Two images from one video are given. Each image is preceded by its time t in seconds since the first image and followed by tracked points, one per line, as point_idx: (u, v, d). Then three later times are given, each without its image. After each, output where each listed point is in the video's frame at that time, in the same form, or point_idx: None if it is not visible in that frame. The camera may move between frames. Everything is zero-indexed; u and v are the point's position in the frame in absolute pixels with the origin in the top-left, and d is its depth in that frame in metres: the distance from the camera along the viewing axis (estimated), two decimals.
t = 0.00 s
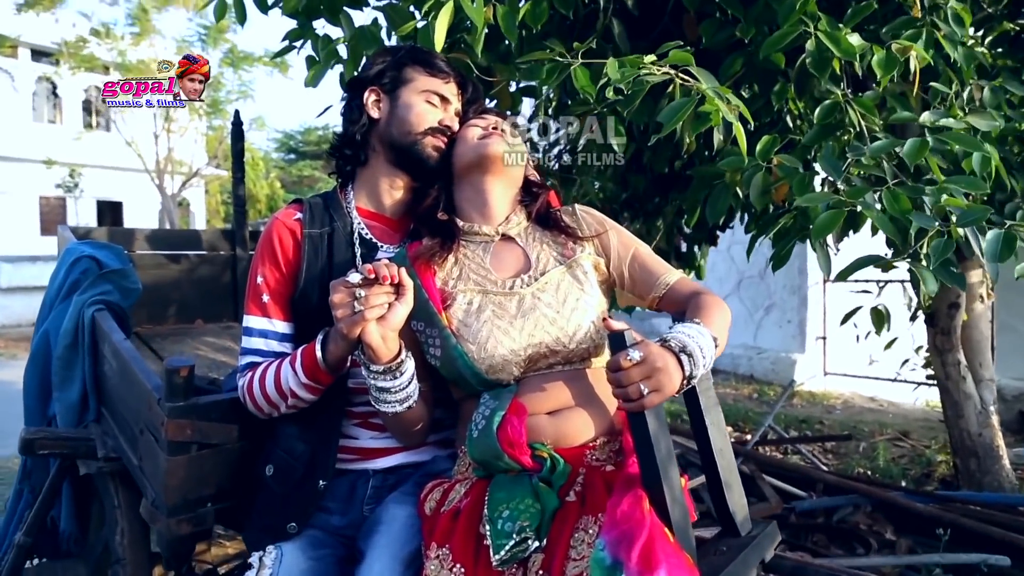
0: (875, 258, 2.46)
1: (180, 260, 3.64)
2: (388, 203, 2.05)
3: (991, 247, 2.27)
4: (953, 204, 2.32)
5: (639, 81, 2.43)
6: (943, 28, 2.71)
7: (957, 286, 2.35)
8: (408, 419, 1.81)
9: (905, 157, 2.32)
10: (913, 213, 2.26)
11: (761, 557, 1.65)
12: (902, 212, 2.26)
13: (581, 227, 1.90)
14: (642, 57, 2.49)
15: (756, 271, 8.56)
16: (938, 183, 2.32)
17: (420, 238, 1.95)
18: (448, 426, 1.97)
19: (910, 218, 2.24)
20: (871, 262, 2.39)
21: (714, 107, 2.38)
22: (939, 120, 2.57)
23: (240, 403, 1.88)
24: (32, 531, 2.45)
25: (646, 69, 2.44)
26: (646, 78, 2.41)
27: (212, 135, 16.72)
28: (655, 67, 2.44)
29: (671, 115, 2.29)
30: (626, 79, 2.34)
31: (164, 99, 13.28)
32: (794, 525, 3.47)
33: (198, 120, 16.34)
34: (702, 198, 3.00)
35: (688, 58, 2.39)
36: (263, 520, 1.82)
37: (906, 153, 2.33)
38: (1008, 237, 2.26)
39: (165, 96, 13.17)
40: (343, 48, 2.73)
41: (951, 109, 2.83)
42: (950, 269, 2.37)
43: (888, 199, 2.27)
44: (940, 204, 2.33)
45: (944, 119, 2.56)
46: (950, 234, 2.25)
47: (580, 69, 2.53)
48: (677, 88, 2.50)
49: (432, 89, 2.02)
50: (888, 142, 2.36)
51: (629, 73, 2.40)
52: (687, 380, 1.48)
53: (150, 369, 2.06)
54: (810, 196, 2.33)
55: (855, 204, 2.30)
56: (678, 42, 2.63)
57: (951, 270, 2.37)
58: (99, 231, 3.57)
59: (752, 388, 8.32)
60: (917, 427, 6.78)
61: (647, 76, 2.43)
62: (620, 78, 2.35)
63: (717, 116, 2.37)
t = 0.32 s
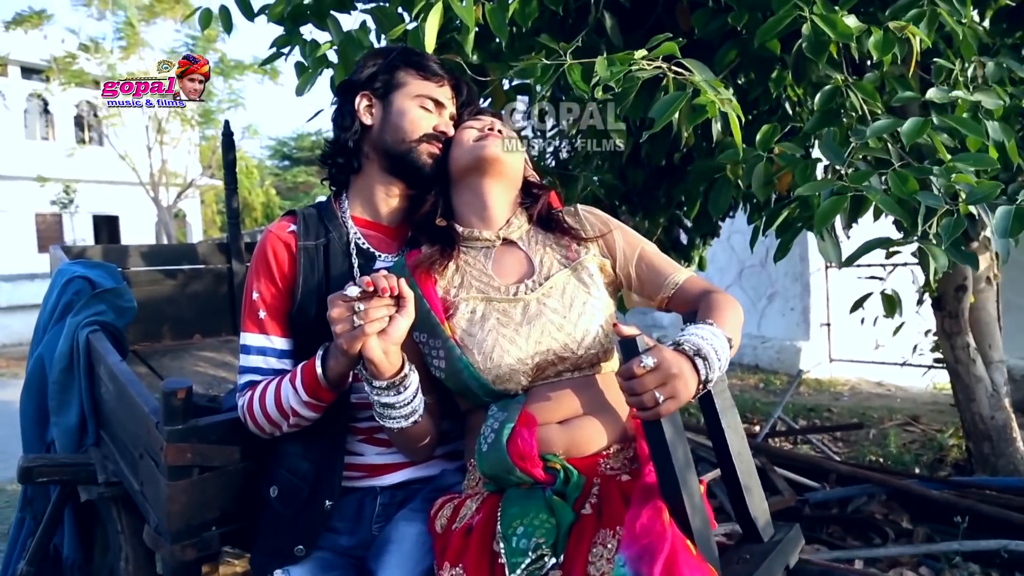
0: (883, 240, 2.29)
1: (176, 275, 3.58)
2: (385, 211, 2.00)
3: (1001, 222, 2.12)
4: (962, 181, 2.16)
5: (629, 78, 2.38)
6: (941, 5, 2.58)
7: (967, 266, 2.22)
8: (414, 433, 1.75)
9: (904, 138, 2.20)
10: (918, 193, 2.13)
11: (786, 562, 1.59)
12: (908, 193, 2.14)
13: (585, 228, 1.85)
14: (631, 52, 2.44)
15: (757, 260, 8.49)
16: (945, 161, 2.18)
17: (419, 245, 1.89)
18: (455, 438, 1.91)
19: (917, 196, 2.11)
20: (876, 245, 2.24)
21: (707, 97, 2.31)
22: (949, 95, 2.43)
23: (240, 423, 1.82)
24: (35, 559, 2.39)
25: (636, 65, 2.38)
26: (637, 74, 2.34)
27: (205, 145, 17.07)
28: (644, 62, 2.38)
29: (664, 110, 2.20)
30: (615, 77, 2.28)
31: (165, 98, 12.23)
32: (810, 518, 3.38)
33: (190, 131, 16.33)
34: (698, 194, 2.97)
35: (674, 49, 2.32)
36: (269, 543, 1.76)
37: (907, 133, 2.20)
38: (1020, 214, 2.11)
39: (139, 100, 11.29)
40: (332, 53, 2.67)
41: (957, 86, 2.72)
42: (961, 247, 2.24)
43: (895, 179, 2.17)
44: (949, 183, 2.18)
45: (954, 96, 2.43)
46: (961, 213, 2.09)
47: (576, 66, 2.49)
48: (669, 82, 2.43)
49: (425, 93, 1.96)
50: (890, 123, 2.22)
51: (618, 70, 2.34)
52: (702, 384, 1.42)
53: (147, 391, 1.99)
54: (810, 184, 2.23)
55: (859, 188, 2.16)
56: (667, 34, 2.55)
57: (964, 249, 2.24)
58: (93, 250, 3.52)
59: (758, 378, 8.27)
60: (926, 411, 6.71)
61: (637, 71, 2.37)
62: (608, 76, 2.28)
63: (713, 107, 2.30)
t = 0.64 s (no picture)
0: (890, 222, 2.21)
1: (172, 290, 3.52)
2: (382, 220, 1.94)
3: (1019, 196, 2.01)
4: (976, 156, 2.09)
5: (619, 71, 2.29)
6: None
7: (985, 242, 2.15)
8: (422, 448, 1.70)
9: (917, 119, 2.15)
10: (932, 172, 2.02)
11: (812, 566, 1.54)
12: (921, 174, 2.01)
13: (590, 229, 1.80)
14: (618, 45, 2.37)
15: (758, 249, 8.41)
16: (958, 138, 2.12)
17: (419, 254, 1.84)
18: (464, 450, 1.86)
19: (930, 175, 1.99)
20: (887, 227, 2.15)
21: (700, 86, 2.22)
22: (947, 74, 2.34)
23: (243, 444, 1.76)
24: None
25: (626, 58, 2.31)
26: (627, 67, 2.27)
27: (199, 155, 16.83)
28: (635, 56, 2.32)
29: (656, 99, 2.12)
30: (602, 71, 2.21)
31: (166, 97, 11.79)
32: (824, 509, 3.32)
33: (184, 142, 16.30)
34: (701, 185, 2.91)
35: (659, 40, 2.25)
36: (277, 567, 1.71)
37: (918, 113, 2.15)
38: None
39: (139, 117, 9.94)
40: (322, 60, 2.60)
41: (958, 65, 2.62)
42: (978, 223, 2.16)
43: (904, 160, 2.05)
44: (960, 159, 2.11)
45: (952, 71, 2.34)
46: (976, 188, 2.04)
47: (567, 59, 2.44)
48: (660, 74, 2.36)
49: (420, 97, 1.91)
50: (897, 104, 2.15)
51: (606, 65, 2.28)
52: (719, 389, 1.37)
53: (146, 414, 1.93)
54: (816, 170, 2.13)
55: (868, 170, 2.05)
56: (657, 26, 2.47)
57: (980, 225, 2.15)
58: (87, 268, 3.46)
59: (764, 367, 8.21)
60: (935, 394, 6.64)
61: (627, 65, 2.30)
62: (593, 72, 2.21)
63: (706, 96, 2.20)
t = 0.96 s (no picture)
0: (907, 203, 2.06)
1: (169, 306, 3.46)
2: (380, 227, 1.90)
3: None
4: (994, 131, 1.97)
5: (608, 60, 2.22)
6: None
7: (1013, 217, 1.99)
8: (432, 460, 1.65)
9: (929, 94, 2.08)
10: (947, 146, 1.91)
11: (839, 565, 1.49)
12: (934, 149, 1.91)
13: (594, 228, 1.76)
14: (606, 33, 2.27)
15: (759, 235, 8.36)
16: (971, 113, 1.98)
17: (420, 261, 1.79)
18: (475, 459, 1.81)
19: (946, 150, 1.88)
20: (905, 208, 2.03)
21: (691, 73, 2.12)
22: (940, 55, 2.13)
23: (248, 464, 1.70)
24: None
25: (614, 47, 2.22)
26: (615, 57, 2.17)
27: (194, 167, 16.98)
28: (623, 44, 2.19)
29: (642, 87, 1.95)
30: (588, 61, 2.12)
31: (167, 98, 11.22)
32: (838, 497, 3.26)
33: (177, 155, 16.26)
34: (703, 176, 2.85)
35: (650, 27, 2.11)
36: None
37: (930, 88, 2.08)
38: None
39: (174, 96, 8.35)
40: (312, 66, 2.55)
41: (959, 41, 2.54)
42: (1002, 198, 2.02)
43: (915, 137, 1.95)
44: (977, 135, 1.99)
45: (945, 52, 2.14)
46: (993, 162, 1.91)
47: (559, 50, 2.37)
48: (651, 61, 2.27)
49: (413, 101, 1.86)
50: (905, 81, 2.10)
51: (594, 55, 2.19)
52: (738, 388, 1.32)
53: (147, 437, 1.87)
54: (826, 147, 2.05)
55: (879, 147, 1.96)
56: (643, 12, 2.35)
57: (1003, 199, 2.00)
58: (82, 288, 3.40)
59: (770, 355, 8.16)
60: (943, 375, 6.58)
61: (615, 53, 2.20)
62: (582, 62, 2.13)
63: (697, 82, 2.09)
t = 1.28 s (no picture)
0: (925, 167, 1.90)
1: (167, 318, 3.41)
2: (377, 230, 1.85)
3: None
4: (1011, 90, 1.90)
5: (597, 39, 2.12)
6: None
7: None
8: (446, 465, 1.61)
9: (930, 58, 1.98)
10: (962, 106, 1.81)
11: (870, 549, 1.45)
12: (945, 110, 1.81)
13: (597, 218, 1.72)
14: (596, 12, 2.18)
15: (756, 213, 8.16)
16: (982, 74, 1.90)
17: (421, 261, 1.75)
18: (489, 460, 1.77)
19: (962, 111, 1.79)
20: (915, 176, 1.87)
21: (684, 49, 2.03)
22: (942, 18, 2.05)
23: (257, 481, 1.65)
24: None
25: (602, 26, 2.12)
26: (604, 36, 2.08)
27: (184, 175, 16.88)
28: (612, 24, 2.10)
29: (634, 65, 1.88)
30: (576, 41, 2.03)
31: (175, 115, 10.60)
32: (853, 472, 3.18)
33: (167, 164, 16.16)
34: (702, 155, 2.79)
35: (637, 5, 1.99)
36: None
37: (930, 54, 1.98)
38: None
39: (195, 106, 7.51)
40: (298, 66, 2.49)
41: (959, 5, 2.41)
42: None
43: (924, 100, 1.84)
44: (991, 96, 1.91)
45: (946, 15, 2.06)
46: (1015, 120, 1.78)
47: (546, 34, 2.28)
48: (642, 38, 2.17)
49: (404, 98, 1.81)
50: (906, 45, 2.04)
51: (582, 34, 2.09)
52: (758, 375, 1.28)
53: (152, 457, 1.83)
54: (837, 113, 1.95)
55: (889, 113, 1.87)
56: None
57: None
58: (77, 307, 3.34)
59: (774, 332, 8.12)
60: (949, 343, 6.54)
61: (605, 32, 2.10)
62: (569, 44, 2.04)
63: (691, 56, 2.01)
